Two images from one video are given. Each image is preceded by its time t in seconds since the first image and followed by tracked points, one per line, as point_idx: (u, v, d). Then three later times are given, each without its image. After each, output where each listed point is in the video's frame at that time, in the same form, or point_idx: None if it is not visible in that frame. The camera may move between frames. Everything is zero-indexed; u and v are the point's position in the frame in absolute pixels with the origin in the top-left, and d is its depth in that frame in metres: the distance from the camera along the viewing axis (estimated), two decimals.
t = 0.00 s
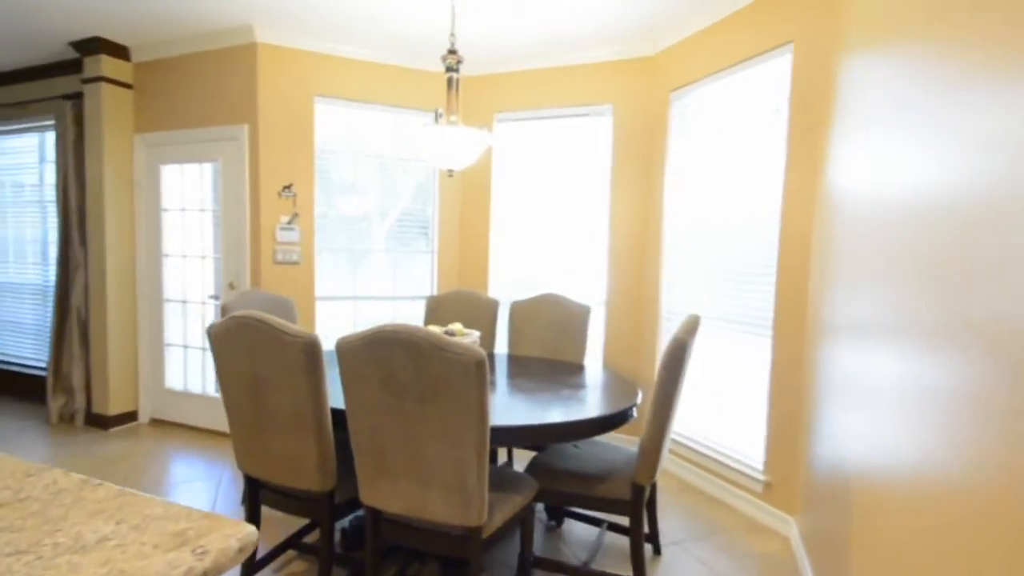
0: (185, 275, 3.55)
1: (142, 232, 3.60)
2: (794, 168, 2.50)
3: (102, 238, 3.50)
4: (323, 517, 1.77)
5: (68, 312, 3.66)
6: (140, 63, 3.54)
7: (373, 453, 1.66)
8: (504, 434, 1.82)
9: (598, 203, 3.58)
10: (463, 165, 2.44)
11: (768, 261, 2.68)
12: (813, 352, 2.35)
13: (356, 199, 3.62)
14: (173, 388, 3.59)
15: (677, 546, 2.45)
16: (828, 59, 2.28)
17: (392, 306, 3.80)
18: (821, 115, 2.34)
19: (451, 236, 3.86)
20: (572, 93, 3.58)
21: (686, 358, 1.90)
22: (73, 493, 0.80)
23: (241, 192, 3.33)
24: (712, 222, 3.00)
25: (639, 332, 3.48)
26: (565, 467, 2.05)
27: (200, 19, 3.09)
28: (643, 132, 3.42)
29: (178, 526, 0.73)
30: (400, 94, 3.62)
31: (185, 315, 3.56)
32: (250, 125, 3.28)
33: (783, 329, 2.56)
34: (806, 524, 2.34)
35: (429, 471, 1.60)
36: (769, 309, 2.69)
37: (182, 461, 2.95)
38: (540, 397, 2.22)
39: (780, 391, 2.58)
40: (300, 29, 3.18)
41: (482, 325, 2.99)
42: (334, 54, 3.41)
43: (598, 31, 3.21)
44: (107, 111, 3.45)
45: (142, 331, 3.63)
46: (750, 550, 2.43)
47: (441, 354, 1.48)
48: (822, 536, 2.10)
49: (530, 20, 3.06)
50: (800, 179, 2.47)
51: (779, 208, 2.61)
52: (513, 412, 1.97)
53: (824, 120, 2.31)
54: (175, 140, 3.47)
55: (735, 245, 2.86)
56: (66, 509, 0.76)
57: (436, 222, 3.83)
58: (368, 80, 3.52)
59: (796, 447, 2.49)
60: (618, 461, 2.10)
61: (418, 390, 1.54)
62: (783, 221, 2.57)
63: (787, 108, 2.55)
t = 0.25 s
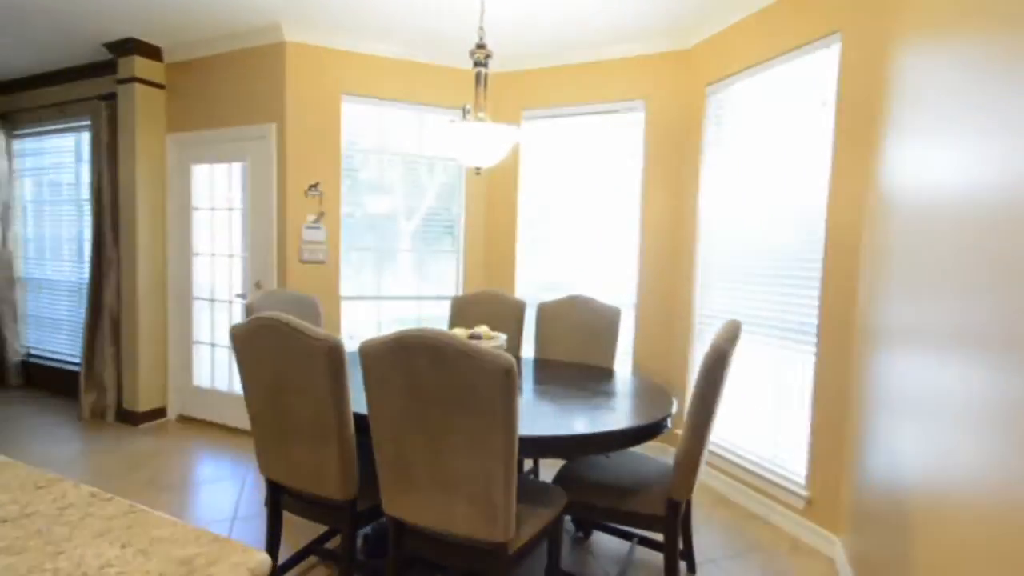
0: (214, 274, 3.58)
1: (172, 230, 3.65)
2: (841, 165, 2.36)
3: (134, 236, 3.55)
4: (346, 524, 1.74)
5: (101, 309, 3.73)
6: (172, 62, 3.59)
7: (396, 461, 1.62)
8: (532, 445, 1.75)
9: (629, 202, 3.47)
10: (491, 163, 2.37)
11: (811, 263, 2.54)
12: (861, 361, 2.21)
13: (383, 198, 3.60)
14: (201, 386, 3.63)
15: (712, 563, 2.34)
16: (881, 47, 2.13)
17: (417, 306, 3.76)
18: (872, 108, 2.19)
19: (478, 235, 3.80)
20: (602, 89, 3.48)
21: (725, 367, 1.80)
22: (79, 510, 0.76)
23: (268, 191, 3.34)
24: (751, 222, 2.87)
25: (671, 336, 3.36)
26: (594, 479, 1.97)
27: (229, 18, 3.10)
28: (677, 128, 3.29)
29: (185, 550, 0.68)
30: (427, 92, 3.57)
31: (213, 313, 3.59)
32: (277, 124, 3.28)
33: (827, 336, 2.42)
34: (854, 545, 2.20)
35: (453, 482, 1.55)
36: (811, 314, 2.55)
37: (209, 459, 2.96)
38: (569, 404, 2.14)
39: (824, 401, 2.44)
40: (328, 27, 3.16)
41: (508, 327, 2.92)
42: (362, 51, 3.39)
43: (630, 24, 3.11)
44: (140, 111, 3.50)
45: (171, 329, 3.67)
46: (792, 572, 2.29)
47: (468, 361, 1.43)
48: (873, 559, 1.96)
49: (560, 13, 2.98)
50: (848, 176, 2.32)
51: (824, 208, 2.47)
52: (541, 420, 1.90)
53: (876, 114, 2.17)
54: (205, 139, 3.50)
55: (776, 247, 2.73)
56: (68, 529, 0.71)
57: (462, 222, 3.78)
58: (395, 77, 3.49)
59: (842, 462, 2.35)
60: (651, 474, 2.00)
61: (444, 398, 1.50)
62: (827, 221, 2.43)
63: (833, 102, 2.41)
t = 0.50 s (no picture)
0: (244, 273, 3.62)
1: (204, 230, 3.70)
2: (890, 161, 2.22)
3: (168, 236, 3.62)
4: (372, 530, 1.70)
5: (135, 308, 3.81)
6: (205, 64, 3.64)
7: (422, 468, 1.57)
8: (562, 453, 1.68)
9: (661, 202, 3.37)
10: (521, 161, 2.31)
11: (857, 265, 2.41)
12: (914, 369, 2.07)
13: (411, 198, 3.57)
14: (231, 384, 3.67)
15: None
16: (937, 34, 2.00)
17: (445, 306, 3.73)
18: (926, 100, 2.05)
19: (506, 235, 3.75)
20: (634, 85, 3.39)
21: (768, 373, 1.69)
22: (91, 522, 0.76)
23: (298, 191, 3.36)
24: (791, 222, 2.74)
25: (704, 340, 3.24)
26: (626, 488, 1.88)
27: (260, 19, 3.13)
28: (712, 124, 3.18)
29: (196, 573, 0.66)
30: (457, 90, 3.53)
31: (243, 312, 3.63)
32: (306, 124, 3.29)
33: (874, 342, 2.28)
34: (907, 565, 2.06)
35: (481, 491, 1.50)
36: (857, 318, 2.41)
37: (239, 458, 2.98)
38: (599, 408, 2.06)
39: (871, 412, 2.30)
40: (357, 26, 3.16)
41: (537, 328, 2.86)
42: (391, 50, 3.37)
43: (663, 18, 3.01)
44: (174, 113, 3.56)
45: (202, 327, 3.73)
46: None
47: (499, 367, 1.38)
48: None
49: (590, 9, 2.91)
50: (898, 172, 2.18)
51: (872, 206, 2.33)
52: (571, 427, 1.83)
53: (931, 105, 2.03)
54: (237, 140, 3.54)
55: (818, 248, 2.59)
56: (81, 542, 0.71)
57: (490, 222, 3.73)
58: (424, 76, 3.46)
59: (892, 477, 2.21)
60: (687, 485, 1.91)
61: (473, 405, 1.45)
62: (876, 219, 2.29)
63: (882, 94, 2.27)
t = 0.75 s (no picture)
0: (278, 273, 3.68)
1: (240, 231, 3.78)
2: (947, 154, 2.09)
3: (205, 237, 3.71)
4: (402, 533, 1.69)
5: (174, 306, 3.92)
6: (242, 68, 3.72)
7: (453, 470, 1.55)
8: (597, 460, 1.63)
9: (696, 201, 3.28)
10: (553, 159, 2.26)
11: (908, 266, 2.28)
12: (972, 377, 1.94)
13: (442, 199, 3.57)
14: (265, 382, 3.73)
15: None
16: (1001, 18, 1.87)
17: (474, 307, 3.71)
18: (987, 90, 1.92)
19: (536, 235, 3.71)
20: (669, 81, 3.31)
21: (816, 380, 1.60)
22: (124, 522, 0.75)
23: (331, 192, 3.39)
24: (836, 221, 2.62)
25: (741, 343, 3.13)
26: (663, 496, 1.82)
27: (295, 22, 3.17)
28: (750, 120, 3.07)
29: None
30: (487, 90, 3.51)
31: (277, 312, 3.69)
32: (339, 125, 3.32)
33: (928, 348, 2.16)
34: None
35: (513, 495, 1.46)
36: (908, 321, 2.28)
37: (272, 456, 3.02)
38: (634, 412, 2.00)
39: (924, 422, 2.16)
40: (389, 27, 3.17)
41: (569, 330, 2.81)
42: (422, 51, 3.37)
43: (699, 11, 2.93)
44: (213, 116, 3.65)
45: (238, 326, 3.81)
46: None
47: (532, 370, 1.34)
48: None
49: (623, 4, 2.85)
50: (956, 167, 2.05)
51: (926, 203, 2.20)
52: (604, 432, 1.78)
53: (993, 94, 1.90)
54: (272, 142, 3.60)
55: (866, 248, 2.47)
56: (114, 542, 0.70)
57: (520, 222, 3.69)
58: (454, 75, 3.45)
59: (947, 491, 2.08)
60: (727, 495, 1.83)
61: (506, 408, 1.41)
62: (929, 216, 2.17)
63: (937, 84, 2.14)
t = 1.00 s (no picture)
0: (314, 274, 3.75)
1: (279, 232, 3.87)
2: (1014, 147, 1.95)
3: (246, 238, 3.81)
4: (434, 535, 1.68)
5: (216, 306, 4.04)
6: (281, 73, 3.81)
7: (486, 474, 1.53)
8: (635, 467, 1.58)
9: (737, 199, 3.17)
10: (588, 157, 2.21)
11: (969, 267, 2.14)
12: None
13: (474, 199, 3.57)
14: (302, 381, 3.81)
15: None
16: None
17: (506, 307, 3.69)
18: None
19: (569, 235, 3.67)
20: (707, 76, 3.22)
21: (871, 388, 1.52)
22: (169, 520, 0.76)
23: (365, 194, 3.43)
24: (890, 219, 2.49)
25: (784, 346, 3.02)
26: (703, 506, 1.76)
27: (331, 27, 3.22)
28: (794, 115, 2.96)
29: None
30: (520, 89, 3.49)
31: (313, 311, 3.76)
32: (374, 127, 3.36)
33: (992, 354, 2.02)
34: None
35: (548, 501, 1.43)
36: (972, 325, 2.13)
37: (308, 453, 3.08)
38: (672, 418, 1.95)
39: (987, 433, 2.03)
40: (423, 28, 3.19)
41: (603, 332, 2.76)
42: (455, 51, 3.38)
43: (740, 2, 2.83)
44: (254, 121, 3.75)
45: (276, 325, 3.90)
46: None
47: (568, 373, 1.32)
48: None
49: None
50: None
51: (990, 199, 2.06)
52: (642, 437, 1.73)
53: None
54: (309, 145, 3.68)
55: (922, 247, 2.34)
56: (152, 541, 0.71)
57: (553, 222, 3.66)
58: (487, 75, 3.44)
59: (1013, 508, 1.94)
60: (771, 507, 1.75)
61: (540, 411, 1.39)
62: (993, 213, 2.03)
63: (1003, 73, 2.00)
